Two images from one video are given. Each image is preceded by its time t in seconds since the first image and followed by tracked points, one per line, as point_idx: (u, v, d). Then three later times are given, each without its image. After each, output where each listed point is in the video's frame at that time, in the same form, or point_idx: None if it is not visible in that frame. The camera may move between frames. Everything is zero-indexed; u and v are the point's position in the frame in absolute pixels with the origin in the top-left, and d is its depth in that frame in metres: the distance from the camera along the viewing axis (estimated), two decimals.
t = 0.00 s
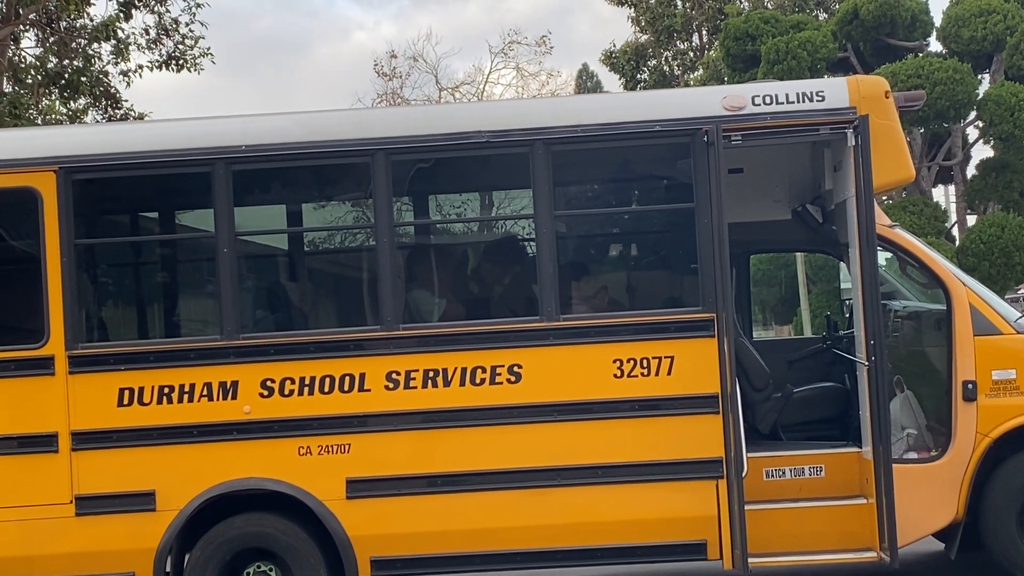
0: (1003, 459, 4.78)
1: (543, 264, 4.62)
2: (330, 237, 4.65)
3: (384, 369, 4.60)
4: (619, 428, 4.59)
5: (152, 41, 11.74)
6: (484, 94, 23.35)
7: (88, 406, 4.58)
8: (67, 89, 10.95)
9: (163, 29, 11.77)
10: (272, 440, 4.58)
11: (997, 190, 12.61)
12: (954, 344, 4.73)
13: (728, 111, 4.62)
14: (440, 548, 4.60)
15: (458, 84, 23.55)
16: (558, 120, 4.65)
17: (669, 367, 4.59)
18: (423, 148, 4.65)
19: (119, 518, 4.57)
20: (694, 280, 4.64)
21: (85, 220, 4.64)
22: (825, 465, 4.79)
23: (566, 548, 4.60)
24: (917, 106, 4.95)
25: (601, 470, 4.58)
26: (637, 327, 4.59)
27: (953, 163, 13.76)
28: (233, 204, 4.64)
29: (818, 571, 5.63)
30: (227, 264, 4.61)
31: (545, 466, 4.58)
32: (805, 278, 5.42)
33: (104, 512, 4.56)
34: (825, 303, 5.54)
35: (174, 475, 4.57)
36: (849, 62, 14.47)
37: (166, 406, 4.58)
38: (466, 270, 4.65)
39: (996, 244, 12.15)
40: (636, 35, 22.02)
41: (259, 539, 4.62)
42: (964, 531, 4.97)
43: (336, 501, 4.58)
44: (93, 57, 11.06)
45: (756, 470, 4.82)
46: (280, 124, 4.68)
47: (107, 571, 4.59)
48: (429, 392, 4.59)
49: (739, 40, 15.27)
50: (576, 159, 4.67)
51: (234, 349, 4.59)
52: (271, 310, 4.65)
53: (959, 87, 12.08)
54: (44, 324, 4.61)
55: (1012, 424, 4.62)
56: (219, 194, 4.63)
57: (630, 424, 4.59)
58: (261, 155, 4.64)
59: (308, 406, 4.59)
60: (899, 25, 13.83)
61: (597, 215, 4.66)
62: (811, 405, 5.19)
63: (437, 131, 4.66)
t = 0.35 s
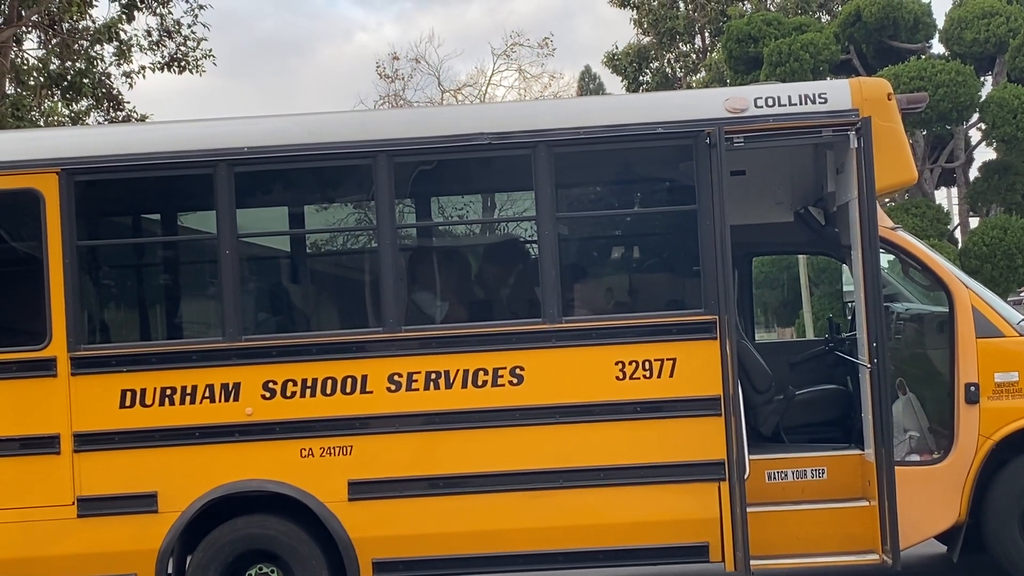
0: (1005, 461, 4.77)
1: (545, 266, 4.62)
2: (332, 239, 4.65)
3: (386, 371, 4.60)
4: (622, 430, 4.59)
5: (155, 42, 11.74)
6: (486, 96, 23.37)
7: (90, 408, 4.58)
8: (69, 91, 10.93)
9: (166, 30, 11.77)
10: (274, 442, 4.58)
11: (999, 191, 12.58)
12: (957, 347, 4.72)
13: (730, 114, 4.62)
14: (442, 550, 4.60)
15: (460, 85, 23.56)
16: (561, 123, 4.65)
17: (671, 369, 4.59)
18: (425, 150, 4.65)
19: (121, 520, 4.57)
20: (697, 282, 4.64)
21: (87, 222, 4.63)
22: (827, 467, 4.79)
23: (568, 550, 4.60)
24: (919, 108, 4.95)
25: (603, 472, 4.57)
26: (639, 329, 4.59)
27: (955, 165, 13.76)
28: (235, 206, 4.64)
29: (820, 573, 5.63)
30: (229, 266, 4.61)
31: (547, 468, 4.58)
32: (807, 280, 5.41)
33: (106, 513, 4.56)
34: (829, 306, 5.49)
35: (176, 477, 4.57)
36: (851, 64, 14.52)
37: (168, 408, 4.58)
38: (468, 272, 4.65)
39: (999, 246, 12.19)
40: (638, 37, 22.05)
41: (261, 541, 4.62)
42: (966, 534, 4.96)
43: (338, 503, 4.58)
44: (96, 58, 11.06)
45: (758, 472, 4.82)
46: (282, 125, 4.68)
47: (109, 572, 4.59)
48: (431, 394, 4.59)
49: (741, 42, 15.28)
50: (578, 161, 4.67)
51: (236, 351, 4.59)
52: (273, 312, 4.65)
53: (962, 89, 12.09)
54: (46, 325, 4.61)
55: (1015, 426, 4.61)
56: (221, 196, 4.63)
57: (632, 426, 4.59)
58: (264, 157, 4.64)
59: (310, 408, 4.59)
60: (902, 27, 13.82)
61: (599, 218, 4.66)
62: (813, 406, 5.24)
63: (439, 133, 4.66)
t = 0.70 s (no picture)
0: (1007, 464, 4.77)
1: (547, 268, 4.62)
2: (334, 241, 4.65)
3: (388, 373, 4.60)
4: (624, 432, 4.58)
5: (157, 44, 11.75)
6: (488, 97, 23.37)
7: (92, 410, 4.58)
8: (71, 92, 10.90)
9: (168, 33, 11.78)
10: (276, 444, 4.58)
11: (1001, 194, 12.62)
12: (959, 349, 4.72)
13: (732, 116, 4.62)
14: (444, 552, 4.60)
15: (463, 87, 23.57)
16: (563, 125, 4.65)
17: (673, 372, 4.58)
18: (427, 152, 4.65)
19: (124, 521, 4.57)
20: (699, 284, 4.63)
21: (89, 223, 4.64)
22: (829, 470, 4.78)
23: (570, 552, 4.59)
24: (922, 110, 4.95)
25: (605, 474, 4.57)
26: (641, 331, 4.59)
27: (958, 167, 13.76)
28: (237, 207, 4.64)
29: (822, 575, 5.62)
30: (232, 267, 4.62)
31: (549, 470, 4.58)
32: (809, 281, 5.40)
33: (108, 515, 4.56)
34: (830, 307, 5.50)
35: (178, 478, 4.57)
36: (854, 66, 14.53)
37: (170, 410, 4.58)
38: (470, 274, 4.65)
39: (1001, 249, 12.19)
40: (641, 39, 22.08)
41: (263, 543, 4.62)
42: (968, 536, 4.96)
43: (340, 504, 4.58)
44: (98, 60, 11.07)
45: (760, 474, 4.81)
46: (285, 127, 4.69)
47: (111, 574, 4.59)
48: (433, 396, 4.59)
49: (744, 45, 15.31)
50: (581, 163, 4.67)
51: (238, 352, 4.59)
52: (274, 314, 4.65)
53: (964, 91, 12.09)
54: (49, 327, 4.62)
55: (1017, 429, 4.61)
56: (224, 197, 4.63)
57: (634, 428, 4.59)
58: (266, 159, 4.65)
59: (312, 410, 4.59)
60: (905, 30, 13.83)
61: (601, 220, 4.66)
62: (816, 409, 5.21)
63: (441, 135, 4.66)
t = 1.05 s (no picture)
0: (1009, 467, 4.77)
1: (549, 271, 4.62)
2: (336, 243, 4.65)
3: (390, 375, 4.60)
4: (626, 434, 4.59)
5: (160, 46, 11.76)
6: (490, 100, 23.39)
7: (94, 412, 4.58)
8: (74, 94, 10.92)
9: (171, 35, 11.79)
10: (278, 446, 4.58)
11: (1003, 197, 12.60)
12: (961, 351, 4.72)
13: (735, 119, 4.63)
14: (446, 555, 4.60)
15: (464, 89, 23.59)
16: (565, 127, 4.65)
17: (675, 374, 4.58)
18: (430, 154, 4.66)
19: (126, 524, 4.58)
20: (701, 287, 4.64)
21: (91, 226, 4.64)
22: (830, 472, 4.79)
23: (572, 555, 4.59)
24: (924, 113, 4.95)
25: (607, 477, 4.58)
26: (643, 334, 4.59)
27: (960, 170, 13.77)
28: (239, 209, 4.64)
29: None
30: (233, 270, 4.62)
31: (551, 473, 4.58)
32: (811, 285, 5.42)
33: (110, 517, 4.56)
34: (832, 310, 5.54)
35: (180, 481, 4.57)
36: (855, 69, 14.49)
37: (172, 412, 4.58)
38: (472, 276, 4.65)
39: (1002, 251, 12.20)
40: (643, 42, 22.10)
41: (265, 545, 4.61)
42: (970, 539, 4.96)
43: (342, 507, 4.58)
44: (100, 62, 11.08)
45: (762, 477, 4.82)
46: (287, 130, 4.69)
47: None
48: (435, 399, 4.59)
49: (746, 47, 15.35)
50: (583, 166, 4.67)
51: (240, 355, 4.60)
52: (277, 316, 4.66)
53: (966, 94, 12.09)
54: (51, 329, 4.62)
55: (1019, 432, 4.61)
56: (226, 200, 4.63)
57: (636, 431, 4.59)
58: (268, 161, 4.65)
59: (314, 412, 4.59)
60: (907, 33, 13.84)
61: (603, 222, 4.66)
62: (818, 412, 5.20)
63: (443, 138, 4.66)
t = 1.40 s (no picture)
0: (1010, 471, 4.77)
1: (550, 273, 4.62)
2: (337, 246, 4.65)
3: (391, 378, 4.59)
4: (627, 437, 4.58)
5: (161, 49, 11.76)
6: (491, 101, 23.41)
7: (95, 414, 4.58)
8: (76, 96, 10.94)
9: (172, 38, 11.79)
10: (279, 449, 4.58)
11: (1004, 200, 12.71)
12: (963, 355, 4.71)
13: (736, 121, 4.63)
14: (447, 557, 4.59)
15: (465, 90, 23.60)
16: (566, 130, 4.65)
17: (676, 377, 4.58)
18: (431, 157, 4.65)
19: (127, 526, 4.57)
20: (702, 290, 4.63)
21: (93, 228, 4.64)
22: (832, 475, 4.78)
23: (573, 558, 4.59)
24: (926, 116, 4.94)
25: (608, 480, 4.57)
26: (644, 337, 4.59)
27: (962, 173, 13.81)
28: (241, 212, 4.64)
29: None
30: (235, 273, 4.62)
31: (552, 475, 4.58)
32: (813, 289, 5.39)
33: (111, 519, 4.56)
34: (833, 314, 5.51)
35: (181, 483, 4.57)
36: (857, 72, 14.49)
37: (173, 415, 4.58)
38: (473, 279, 4.65)
39: (1005, 254, 12.15)
40: (645, 44, 22.11)
41: (266, 548, 4.61)
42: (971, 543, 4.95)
43: (343, 510, 4.58)
44: (102, 65, 11.09)
45: (763, 480, 4.82)
46: (288, 132, 4.69)
47: None
48: (436, 401, 4.59)
49: (747, 50, 15.37)
50: (584, 168, 4.67)
51: (241, 357, 4.59)
52: (278, 319, 4.65)
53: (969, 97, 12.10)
54: (52, 331, 4.62)
55: (1020, 435, 4.61)
56: (228, 202, 4.63)
57: (637, 434, 4.59)
58: (269, 163, 4.64)
59: (315, 415, 4.59)
60: (908, 35, 13.85)
61: (605, 225, 4.66)
62: (818, 415, 5.22)
63: (445, 140, 4.66)
